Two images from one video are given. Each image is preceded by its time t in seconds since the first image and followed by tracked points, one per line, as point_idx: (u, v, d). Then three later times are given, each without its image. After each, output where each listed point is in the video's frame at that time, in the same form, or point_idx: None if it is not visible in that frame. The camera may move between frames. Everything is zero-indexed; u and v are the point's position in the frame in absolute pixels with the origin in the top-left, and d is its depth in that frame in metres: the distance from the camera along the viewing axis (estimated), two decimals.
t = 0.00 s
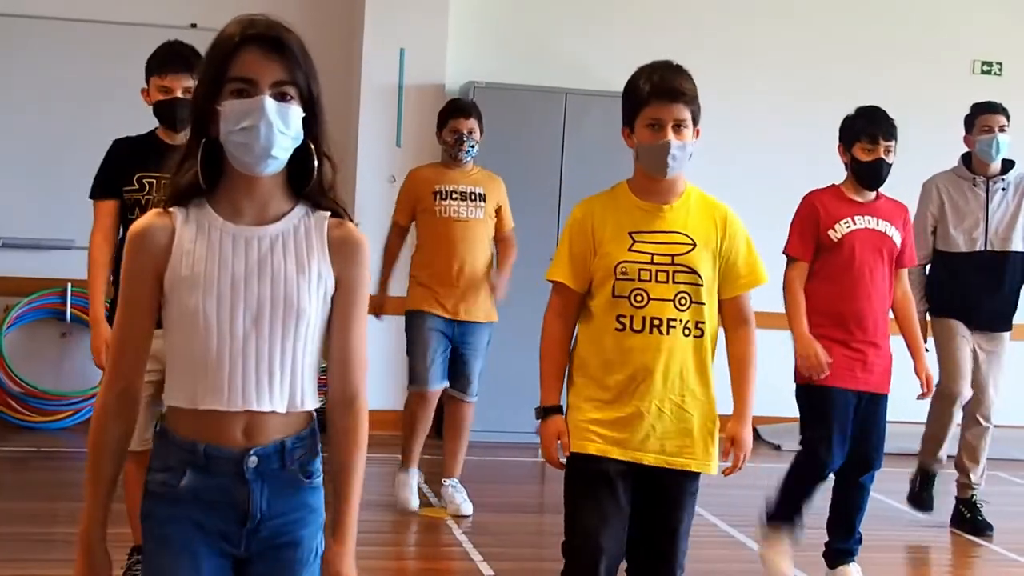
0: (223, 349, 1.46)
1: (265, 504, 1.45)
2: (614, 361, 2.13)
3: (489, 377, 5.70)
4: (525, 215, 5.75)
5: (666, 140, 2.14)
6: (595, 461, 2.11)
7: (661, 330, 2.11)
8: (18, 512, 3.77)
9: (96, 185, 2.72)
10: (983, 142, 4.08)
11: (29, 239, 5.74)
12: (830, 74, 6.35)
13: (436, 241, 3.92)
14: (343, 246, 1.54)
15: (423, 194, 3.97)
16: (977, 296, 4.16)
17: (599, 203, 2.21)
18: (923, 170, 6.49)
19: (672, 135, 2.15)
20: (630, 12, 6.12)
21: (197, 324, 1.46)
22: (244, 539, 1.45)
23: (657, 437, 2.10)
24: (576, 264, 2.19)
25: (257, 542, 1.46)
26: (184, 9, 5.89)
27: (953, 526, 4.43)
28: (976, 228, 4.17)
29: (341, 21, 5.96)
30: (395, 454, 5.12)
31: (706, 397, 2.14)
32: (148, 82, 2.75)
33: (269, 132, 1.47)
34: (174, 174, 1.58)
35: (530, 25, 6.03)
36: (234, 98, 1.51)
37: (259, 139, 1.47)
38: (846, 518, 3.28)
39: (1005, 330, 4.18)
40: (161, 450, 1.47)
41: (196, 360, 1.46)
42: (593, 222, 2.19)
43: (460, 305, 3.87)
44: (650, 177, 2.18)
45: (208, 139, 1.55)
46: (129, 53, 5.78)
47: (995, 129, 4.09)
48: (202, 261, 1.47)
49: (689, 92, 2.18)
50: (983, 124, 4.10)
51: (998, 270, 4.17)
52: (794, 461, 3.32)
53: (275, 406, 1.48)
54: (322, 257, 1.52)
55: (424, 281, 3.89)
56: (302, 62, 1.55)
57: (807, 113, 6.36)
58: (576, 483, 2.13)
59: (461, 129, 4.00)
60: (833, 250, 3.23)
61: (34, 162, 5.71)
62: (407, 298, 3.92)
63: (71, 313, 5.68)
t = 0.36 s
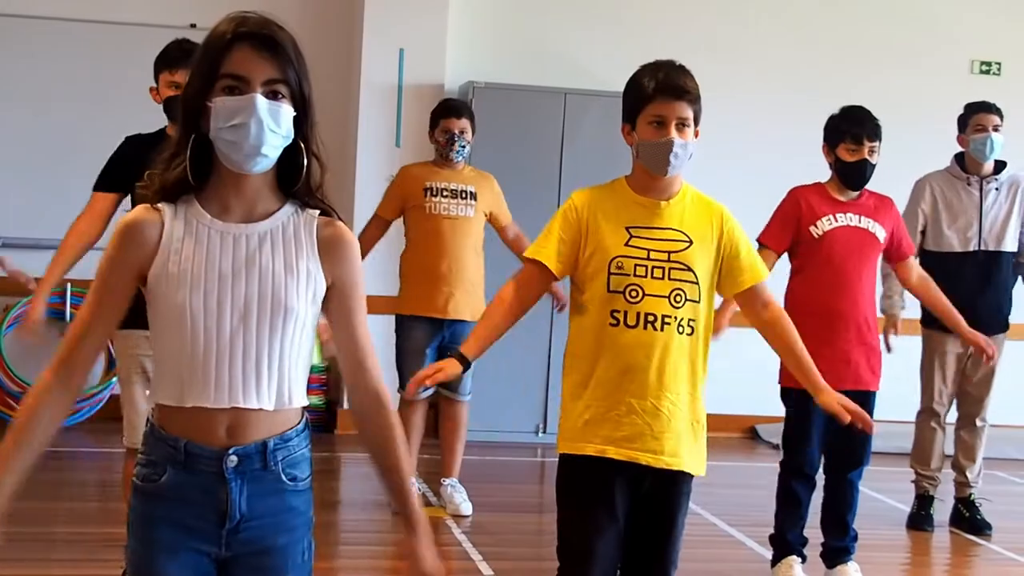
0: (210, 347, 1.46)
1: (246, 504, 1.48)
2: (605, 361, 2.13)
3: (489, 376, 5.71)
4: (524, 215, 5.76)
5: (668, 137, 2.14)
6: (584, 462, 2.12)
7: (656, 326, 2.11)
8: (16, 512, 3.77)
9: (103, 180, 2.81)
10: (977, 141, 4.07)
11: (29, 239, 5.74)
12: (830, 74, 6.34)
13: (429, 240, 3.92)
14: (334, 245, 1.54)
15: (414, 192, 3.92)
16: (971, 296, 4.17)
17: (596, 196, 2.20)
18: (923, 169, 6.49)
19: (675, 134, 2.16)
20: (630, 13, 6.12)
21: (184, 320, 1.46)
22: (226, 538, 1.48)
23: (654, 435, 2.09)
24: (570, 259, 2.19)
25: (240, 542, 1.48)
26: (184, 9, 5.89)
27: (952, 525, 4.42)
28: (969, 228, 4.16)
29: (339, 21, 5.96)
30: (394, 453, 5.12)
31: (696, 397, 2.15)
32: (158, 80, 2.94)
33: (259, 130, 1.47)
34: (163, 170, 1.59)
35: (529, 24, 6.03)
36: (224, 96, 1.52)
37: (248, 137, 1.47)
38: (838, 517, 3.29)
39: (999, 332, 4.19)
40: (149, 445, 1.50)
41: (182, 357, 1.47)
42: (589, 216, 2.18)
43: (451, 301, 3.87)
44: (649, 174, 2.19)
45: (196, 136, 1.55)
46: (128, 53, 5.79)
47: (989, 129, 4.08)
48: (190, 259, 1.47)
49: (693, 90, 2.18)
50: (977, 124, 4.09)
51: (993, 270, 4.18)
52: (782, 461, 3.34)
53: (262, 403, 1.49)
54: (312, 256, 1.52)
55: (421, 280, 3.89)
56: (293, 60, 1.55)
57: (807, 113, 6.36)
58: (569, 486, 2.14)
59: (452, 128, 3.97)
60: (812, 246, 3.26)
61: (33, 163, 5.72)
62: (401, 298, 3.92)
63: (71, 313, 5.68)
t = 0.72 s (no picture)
0: (200, 342, 1.47)
1: (241, 503, 1.49)
2: (602, 358, 2.13)
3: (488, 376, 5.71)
4: (524, 214, 5.76)
5: (667, 139, 2.14)
6: (580, 461, 2.13)
7: (658, 328, 2.12)
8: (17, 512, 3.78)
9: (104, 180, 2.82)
10: (974, 142, 4.08)
11: (28, 238, 5.74)
12: (828, 74, 6.35)
13: (427, 240, 3.92)
14: (324, 238, 1.54)
15: (411, 192, 3.94)
16: (971, 297, 4.17)
17: (597, 198, 2.21)
18: (921, 169, 6.49)
19: (674, 134, 2.15)
20: (629, 13, 6.12)
21: (174, 314, 1.46)
22: (221, 536, 1.48)
23: (655, 436, 2.09)
24: (571, 259, 2.20)
25: (235, 540, 1.49)
26: (184, 9, 5.90)
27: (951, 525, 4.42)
28: (967, 228, 4.17)
29: (339, 21, 5.96)
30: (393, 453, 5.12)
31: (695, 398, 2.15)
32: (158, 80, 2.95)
33: (252, 133, 1.48)
34: (158, 167, 1.59)
35: (528, 24, 6.03)
36: (218, 97, 1.52)
37: (242, 139, 1.48)
38: (836, 516, 3.30)
39: (998, 334, 4.20)
40: (144, 443, 1.50)
41: (172, 352, 1.47)
42: (589, 218, 2.19)
43: (448, 301, 3.87)
44: (648, 175, 2.19)
45: (190, 136, 1.55)
46: (128, 53, 5.79)
47: (986, 130, 4.09)
48: (181, 254, 1.47)
49: (691, 89, 2.18)
50: (973, 125, 4.10)
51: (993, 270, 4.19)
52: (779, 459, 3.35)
53: (254, 401, 1.49)
54: (302, 252, 1.52)
55: (421, 281, 3.89)
56: (289, 63, 1.55)
57: (806, 113, 6.36)
58: (567, 485, 2.15)
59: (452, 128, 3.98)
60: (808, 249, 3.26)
61: (33, 162, 5.72)
62: (399, 300, 3.92)
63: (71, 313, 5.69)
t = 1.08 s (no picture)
0: (205, 345, 1.46)
1: (240, 505, 1.47)
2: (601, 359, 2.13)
3: (488, 376, 5.70)
4: (523, 214, 5.75)
5: (667, 136, 2.14)
6: (579, 461, 2.12)
7: (655, 328, 2.11)
8: (15, 512, 3.77)
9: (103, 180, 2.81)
10: (971, 142, 4.07)
11: (28, 238, 5.74)
12: (828, 74, 6.34)
13: (427, 240, 3.91)
14: (330, 244, 1.55)
15: (410, 193, 3.94)
16: (971, 296, 4.16)
17: (595, 199, 2.21)
18: (922, 169, 6.49)
19: (673, 133, 2.15)
20: (629, 13, 6.12)
21: (179, 319, 1.46)
22: (221, 538, 1.48)
23: (655, 436, 2.09)
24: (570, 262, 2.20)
25: (235, 541, 1.48)
26: (183, 9, 5.89)
27: (951, 525, 4.41)
28: (967, 228, 4.16)
29: (338, 21, 5.95)
30: (392, 453, 5.12)
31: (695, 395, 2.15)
32: (155, 80, 2.94)
33: (259, 128, 1.47)
34: (160, 167, 1.58)
35: (528, 24, 6.03)
36: (224, 94, 1.51)
37: (248, 135, 1.47)
38: (836, 516, 3.29)
39: (999, 333, 4.18)
40: (144, 444, 1.49)
41: (177, 354, 1.46)
42: (587, 219, 2.19)
43: (450, 303, 3.86)
44: (645, 174, 2.18)
45: (195, 135, 1.55)
46: (128, 53, 5.79)
47: (983, 129, 4.09)
48: (185, 256, 1.47)
49: (689, 88, 2.17)
50: (970, 125, 4.10)
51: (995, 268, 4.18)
52: (779, 458, 3.34)
53: (256, 402, 1.49)
54: (306, 254, 1.52)
55: (421, 281, 3.89)
56: (293, 60, 1.55)
57: (806, 113, 6.36)
58: (567, 486, 2.14)
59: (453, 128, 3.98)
60: (810, 252, 3.25)
61: (33, 162, 5.72)
62: (398, 301, 3.91)
63: (71, 313, 5.68)
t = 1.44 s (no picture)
0: (208, 347, 1.47)
1: (241, 504, 1.49)
2: (598, 359, 2.13)
3: (487, 377, 5.71)
4: (522, 214, 5.76)
5: (663, 136, 2.14)
6: (580, 460, 2.13)
7: (650, 327, 2.12)
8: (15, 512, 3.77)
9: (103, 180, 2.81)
10: (968, 142, 4.07)
11: (28, 238, 5.74)
12: (827, 74, 6.35)
13: (427, 240, 3.92)
14: (330, 240, 1.55)
15: (410, 195, 3.95)
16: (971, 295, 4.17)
17: (592, 200, 2.21)
18: (921, 169, 6.49)
19: (669, 132, 2.15)
20: (628, 13, 6.13)
21: (184, 322, 1.46)
22: (222, 538, 1.48)
23: (650, 434, 2.09)
24: (566, 265, 2.21)
25: (236, 540, 1.49)
26: (183, 9, 5.90)
27: (949, 524, 4.42)
28: (965, 227, 4.17)
29: (338, 21, 5.96)
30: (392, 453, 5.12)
31: (692, 394, 2.15)
32: (155, 79, 2.95)
33: (258, 131, 1.48)
34: (161, 169, 1.59)
35: (528, 24, 6.04)
36: (224, 95, 1.52)
37: (247, 137, 1.48)
38: (836, 515, 3.30)
39: (996, 334, 4.20)
40: (144, 444, 1.50)
41: (180, 355, 1.47)
42: (583, 219, 2.19)
43: (448, 305, 3.86)
44: (642, 174, 2.19)
45: (196, 135, 1.55)
46: (127, 53, 5.80)
47: (981, 129, 4.09)
48: (188, 259, 1.47)
49: (686, 88, 2.18)
50: (967, 125, 4.10)
51: (996, 267, 4.20)
52: (779, 457, 3.35)
53: (262, 401, 1.50)
54: (308, 252, 1.53)
55: (420, 282, 3.89)
56: (293, 62, 1.55)
57: (805, 113, 6.36)
58: (564, 486, 2.14)
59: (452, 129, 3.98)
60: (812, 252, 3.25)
61: (32, 163, 5.72)
62: (396, 302, 3.91)
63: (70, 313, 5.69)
